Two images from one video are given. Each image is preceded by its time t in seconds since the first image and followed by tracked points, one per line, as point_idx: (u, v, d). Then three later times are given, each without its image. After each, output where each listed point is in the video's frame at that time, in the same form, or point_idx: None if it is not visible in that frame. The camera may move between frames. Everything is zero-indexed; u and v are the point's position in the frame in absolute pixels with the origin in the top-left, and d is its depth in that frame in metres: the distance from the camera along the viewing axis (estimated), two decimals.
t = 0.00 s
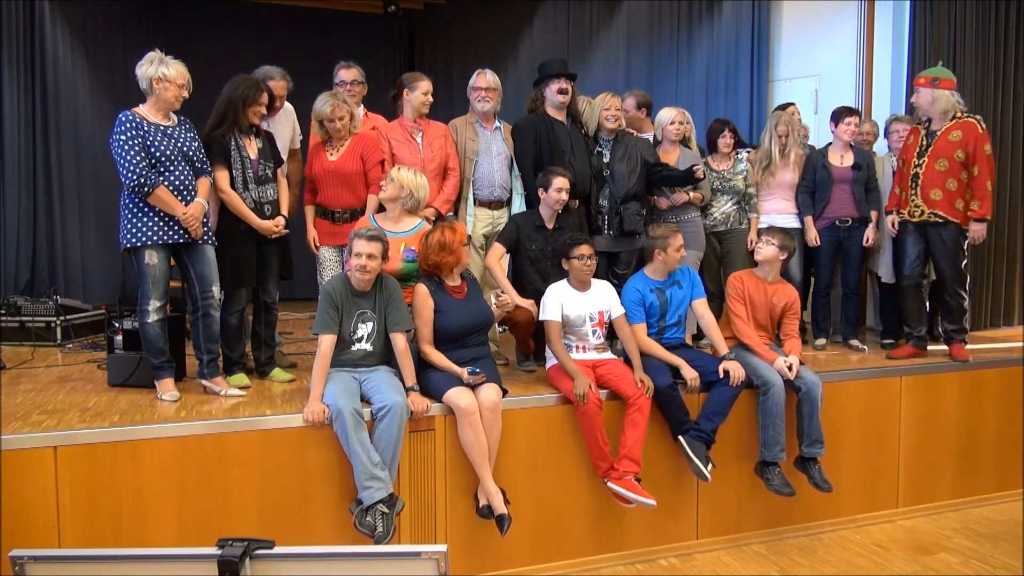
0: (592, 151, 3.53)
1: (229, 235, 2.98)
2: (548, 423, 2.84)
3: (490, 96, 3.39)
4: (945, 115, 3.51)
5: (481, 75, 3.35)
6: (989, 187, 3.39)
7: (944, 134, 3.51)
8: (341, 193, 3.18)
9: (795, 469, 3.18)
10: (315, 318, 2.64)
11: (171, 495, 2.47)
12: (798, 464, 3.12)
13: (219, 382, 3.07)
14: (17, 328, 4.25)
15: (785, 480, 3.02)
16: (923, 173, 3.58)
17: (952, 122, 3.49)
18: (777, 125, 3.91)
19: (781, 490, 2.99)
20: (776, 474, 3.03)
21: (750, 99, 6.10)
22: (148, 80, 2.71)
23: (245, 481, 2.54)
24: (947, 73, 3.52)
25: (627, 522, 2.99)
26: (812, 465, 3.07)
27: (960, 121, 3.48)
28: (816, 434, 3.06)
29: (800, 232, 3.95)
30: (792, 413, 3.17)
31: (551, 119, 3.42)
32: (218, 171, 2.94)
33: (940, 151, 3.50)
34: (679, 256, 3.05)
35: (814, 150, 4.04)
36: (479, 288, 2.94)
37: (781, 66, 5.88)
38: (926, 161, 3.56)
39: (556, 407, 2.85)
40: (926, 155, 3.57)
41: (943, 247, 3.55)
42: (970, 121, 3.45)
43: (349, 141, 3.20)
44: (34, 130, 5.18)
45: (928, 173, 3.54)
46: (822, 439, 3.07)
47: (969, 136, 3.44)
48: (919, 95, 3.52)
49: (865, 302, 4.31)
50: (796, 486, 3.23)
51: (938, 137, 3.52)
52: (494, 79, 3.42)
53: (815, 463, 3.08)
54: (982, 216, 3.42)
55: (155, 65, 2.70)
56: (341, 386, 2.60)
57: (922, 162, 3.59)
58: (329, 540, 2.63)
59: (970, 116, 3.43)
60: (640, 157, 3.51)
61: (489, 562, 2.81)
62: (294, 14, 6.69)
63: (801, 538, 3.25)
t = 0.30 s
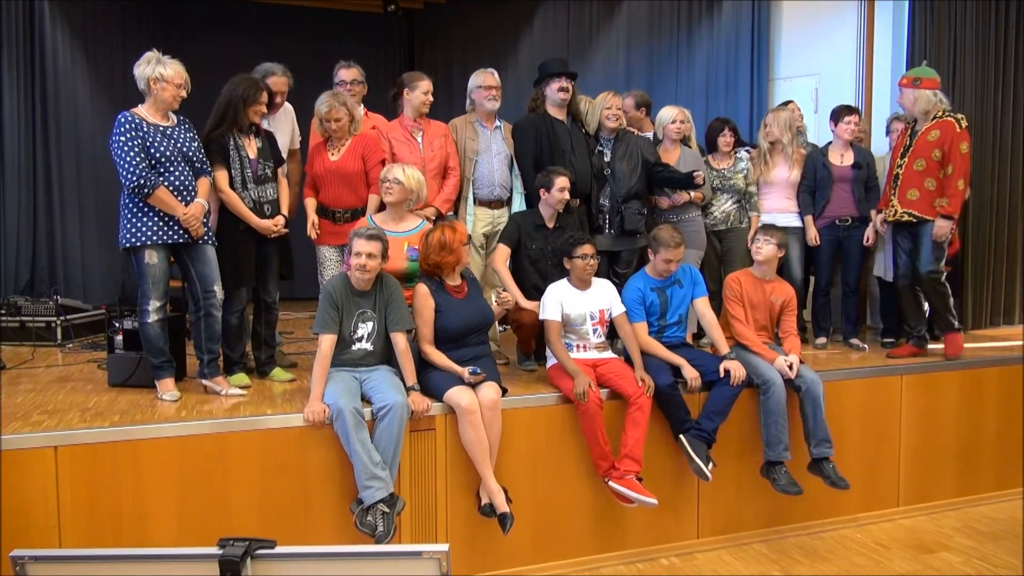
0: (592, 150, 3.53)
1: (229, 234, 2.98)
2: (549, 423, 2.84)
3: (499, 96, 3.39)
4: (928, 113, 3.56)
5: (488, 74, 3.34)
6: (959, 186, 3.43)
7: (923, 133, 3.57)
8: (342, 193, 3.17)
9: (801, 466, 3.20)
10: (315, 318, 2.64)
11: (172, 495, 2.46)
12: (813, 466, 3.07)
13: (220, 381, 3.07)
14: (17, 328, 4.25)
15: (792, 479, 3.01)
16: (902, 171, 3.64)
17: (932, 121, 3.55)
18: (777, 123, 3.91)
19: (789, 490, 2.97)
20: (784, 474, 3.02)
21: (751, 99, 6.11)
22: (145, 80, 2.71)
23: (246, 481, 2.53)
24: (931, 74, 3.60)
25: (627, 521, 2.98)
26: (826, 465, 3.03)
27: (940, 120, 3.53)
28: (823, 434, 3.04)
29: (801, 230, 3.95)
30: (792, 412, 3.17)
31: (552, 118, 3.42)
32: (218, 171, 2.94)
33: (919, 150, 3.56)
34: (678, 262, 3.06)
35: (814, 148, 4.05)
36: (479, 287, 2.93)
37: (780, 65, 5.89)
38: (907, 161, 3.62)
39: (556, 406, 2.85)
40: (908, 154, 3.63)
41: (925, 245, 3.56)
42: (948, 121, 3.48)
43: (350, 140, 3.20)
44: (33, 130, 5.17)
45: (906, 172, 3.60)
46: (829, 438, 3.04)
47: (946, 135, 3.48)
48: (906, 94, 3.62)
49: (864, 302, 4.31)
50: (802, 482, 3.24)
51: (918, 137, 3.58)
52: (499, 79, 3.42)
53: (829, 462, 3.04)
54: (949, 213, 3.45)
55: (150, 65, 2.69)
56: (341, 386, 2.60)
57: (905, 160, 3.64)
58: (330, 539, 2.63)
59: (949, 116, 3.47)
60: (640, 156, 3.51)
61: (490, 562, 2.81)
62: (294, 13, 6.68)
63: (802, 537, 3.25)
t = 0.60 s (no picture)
0: (593, 150, 3.53)
1: (229, 234, 2.98)
2: (550, 422, 2.84)
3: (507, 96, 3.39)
4: (909, 128, 3.62)
5: (498, 76, 3.34)
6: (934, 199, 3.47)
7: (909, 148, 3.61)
8: (343, 193, 3.17)
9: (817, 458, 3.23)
10: (316, 317, 2.64)
11: (172, 494, 2.46)
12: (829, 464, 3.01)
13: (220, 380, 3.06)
14: (18, 327, 4.25)
15: (807, 470, 2.96)
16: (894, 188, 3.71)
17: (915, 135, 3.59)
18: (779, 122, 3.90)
19: (805, 480, 2.93)
20: (797, 467, 2.98)
21: (751, 100, 6.10)
22: (143, 79, 2.71)
23: (246, 480, 2.53)
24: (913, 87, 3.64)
25: (628, 521, 2.99)
26: (839, 459, 2.97)
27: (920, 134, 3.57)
28: (830, 430, 3.02)
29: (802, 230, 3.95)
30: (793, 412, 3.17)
31: (552, 118, 3.42)
32: (218, 169, 2.94)
33: (906, 165, 3.62)
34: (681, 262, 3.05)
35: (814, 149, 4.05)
36: (481, 287, 2.93)
37: (781, 65, 5.86)
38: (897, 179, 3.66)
39: (557, 406, 2.85)
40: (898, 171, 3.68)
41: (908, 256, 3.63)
42: (927, 134, 3.53)
43: (354, 139, 3.19)
44: (33, 129, 5.17)
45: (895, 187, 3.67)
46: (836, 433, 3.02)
47: (926, 149, 3.53)
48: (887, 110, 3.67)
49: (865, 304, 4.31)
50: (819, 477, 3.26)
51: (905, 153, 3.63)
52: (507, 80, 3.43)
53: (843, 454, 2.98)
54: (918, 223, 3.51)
55: (148, 64, 2.69)
56: (342, 385, 2.60)
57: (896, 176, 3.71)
58: (330, 539, 2.63)
59: (927, 129, 3.51)
60: (641, 156, 3.51)
61: (491, 561, 2.81)
62: (295, 12, 6.67)
63: (803, 537, 3.25)
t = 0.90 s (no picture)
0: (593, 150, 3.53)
1: (230, 233, 2.98)
2: (549, 422, 2.84)
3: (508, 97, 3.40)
4: (882, 151, 3.66)
5: (501, 76, 3.35)
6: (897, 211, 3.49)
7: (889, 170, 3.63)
8: (343, 192, 3.17)
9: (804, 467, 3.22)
10: (316, 317, 2.64)
11: (172, 494, 2.46)
12: (808, 466, 3.08)
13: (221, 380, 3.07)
14: (19, 326, 4.26)
15: (794, 478, 3.00)
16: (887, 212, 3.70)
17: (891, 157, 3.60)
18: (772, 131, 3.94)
19: (790, 488, 2.96)
20: (785, 473, 3.01)
21: (752, 104, 6.01)
22: (141, 79, 2.73)
23: (246, 480, 2.54)
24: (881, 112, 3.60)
25: (628, 520, 2.99)
26: (821, 466, 3.04)
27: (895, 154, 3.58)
28: (820, 434, 3.05)
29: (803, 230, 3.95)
30: (793, 412, 3.17)
31: (553, 118, 3.42)
32: (219, 169, 2.94)
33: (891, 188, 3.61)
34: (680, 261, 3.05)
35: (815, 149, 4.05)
36: (482, 286, 2.93)
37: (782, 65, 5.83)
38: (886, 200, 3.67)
39: (557, 405, 2.85)
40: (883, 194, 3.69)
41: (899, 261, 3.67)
42: (899, 152, 3.54)
43: (357, 140, 3.18)
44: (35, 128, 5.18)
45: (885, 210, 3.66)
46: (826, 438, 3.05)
47: (899, 168, 3.53)
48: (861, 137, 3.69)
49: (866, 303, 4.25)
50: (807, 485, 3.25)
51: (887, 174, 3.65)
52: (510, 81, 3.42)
53: (825, 463, 3.04)
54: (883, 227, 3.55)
55: (145, 63, 2.70)
56: (342, 385, 2.60)
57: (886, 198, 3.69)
58: (330, 538, 2.63)
59: (897, 148, 3.54)
60: (641, 155, 3.51)
61: (491, 561, 2.81)
62: (295, 12, 6.67)
63: (803, 537, 3.25)
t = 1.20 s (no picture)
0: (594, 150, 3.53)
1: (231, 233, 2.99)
2: (550, 422, 2.84)
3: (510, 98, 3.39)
4: (855, 156, 3.64)
5: (503, 76, 3.34)
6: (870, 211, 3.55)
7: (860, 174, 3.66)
8: (343, 191, 3.16)
9: (791, 466, 3.17)
10: (317, 316, 2.64)
11: (172, 493, 2.46)
12: (792, 461, 3.14)
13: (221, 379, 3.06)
14: (19, 326, 4.26)
15: (781, 478, 3.04)
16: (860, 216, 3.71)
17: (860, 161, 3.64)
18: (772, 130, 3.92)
19: (777, 490, 3.02)
20: (773, 473, 3.05)
21: (752, 102, 6.08)
22: (142, 79, 2.72)
23: (246, 479, 2.54)
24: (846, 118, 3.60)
25: (628, 519, 2.99)
26: (806, 463, 3.10)
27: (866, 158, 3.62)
28: (812, 433, 3.08)
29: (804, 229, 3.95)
30: (793, 412, 3.17)
31: (554, 118, 3.42)
32: (220, 168, 2.94)
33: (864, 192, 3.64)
34: (679, 250, 3.08)
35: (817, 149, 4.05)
36: (483, 286, 2.93)
37: (782, 64, 5.86)
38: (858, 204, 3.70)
39: (557, 405, 2.85)
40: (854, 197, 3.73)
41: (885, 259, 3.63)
42: (871, 156, 3.58)
43: (357, 139, 3.17)
44: (35, 127, 5.18)
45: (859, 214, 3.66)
46: (818, 438, 3.07)
47: (872, 172, 3.57)
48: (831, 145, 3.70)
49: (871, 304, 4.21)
50: (790, 486, 3.21)
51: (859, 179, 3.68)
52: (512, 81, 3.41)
53: (809, 461, 3.10)
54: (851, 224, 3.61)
55: (146, 63, 2.70)
56: (342, 384, 2.60)
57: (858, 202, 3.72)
58: (331, 538, 2.63)
59: (870, 152, 3.58)
60: (642, 155, 3.51)
61: (491, 560, 2.81)
62: (295, 11, 6.66)
63: (803, 537, 3.25)
